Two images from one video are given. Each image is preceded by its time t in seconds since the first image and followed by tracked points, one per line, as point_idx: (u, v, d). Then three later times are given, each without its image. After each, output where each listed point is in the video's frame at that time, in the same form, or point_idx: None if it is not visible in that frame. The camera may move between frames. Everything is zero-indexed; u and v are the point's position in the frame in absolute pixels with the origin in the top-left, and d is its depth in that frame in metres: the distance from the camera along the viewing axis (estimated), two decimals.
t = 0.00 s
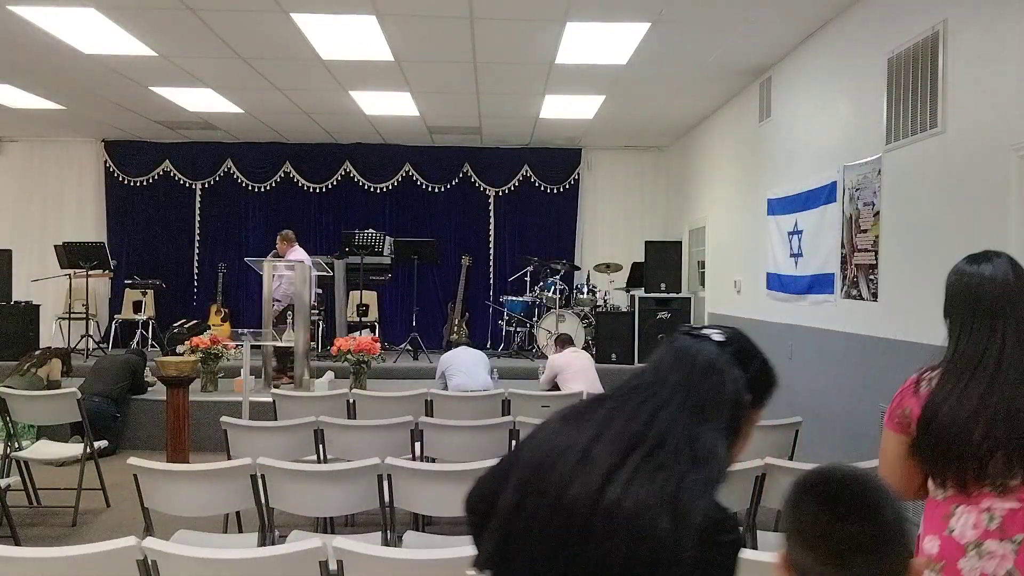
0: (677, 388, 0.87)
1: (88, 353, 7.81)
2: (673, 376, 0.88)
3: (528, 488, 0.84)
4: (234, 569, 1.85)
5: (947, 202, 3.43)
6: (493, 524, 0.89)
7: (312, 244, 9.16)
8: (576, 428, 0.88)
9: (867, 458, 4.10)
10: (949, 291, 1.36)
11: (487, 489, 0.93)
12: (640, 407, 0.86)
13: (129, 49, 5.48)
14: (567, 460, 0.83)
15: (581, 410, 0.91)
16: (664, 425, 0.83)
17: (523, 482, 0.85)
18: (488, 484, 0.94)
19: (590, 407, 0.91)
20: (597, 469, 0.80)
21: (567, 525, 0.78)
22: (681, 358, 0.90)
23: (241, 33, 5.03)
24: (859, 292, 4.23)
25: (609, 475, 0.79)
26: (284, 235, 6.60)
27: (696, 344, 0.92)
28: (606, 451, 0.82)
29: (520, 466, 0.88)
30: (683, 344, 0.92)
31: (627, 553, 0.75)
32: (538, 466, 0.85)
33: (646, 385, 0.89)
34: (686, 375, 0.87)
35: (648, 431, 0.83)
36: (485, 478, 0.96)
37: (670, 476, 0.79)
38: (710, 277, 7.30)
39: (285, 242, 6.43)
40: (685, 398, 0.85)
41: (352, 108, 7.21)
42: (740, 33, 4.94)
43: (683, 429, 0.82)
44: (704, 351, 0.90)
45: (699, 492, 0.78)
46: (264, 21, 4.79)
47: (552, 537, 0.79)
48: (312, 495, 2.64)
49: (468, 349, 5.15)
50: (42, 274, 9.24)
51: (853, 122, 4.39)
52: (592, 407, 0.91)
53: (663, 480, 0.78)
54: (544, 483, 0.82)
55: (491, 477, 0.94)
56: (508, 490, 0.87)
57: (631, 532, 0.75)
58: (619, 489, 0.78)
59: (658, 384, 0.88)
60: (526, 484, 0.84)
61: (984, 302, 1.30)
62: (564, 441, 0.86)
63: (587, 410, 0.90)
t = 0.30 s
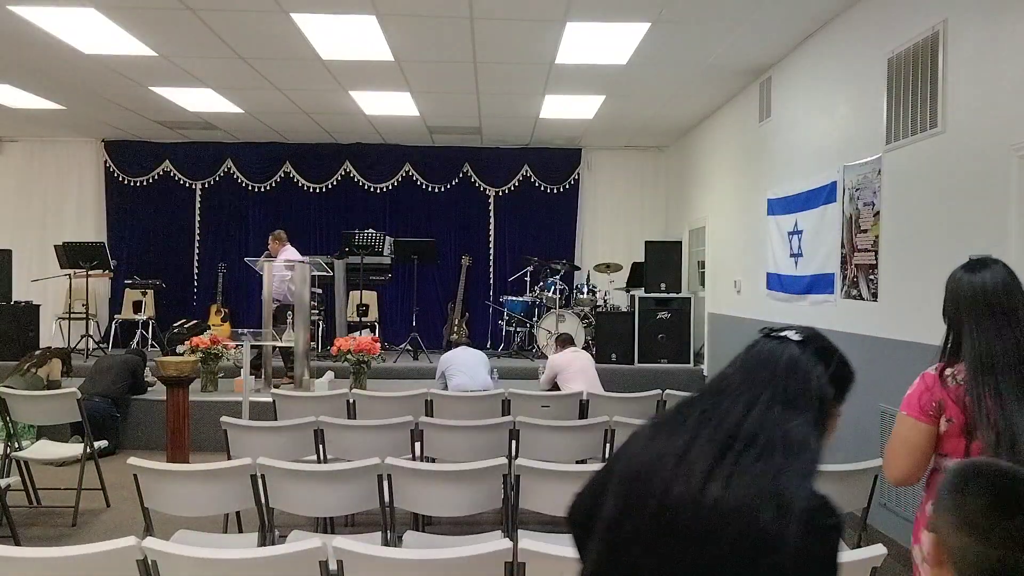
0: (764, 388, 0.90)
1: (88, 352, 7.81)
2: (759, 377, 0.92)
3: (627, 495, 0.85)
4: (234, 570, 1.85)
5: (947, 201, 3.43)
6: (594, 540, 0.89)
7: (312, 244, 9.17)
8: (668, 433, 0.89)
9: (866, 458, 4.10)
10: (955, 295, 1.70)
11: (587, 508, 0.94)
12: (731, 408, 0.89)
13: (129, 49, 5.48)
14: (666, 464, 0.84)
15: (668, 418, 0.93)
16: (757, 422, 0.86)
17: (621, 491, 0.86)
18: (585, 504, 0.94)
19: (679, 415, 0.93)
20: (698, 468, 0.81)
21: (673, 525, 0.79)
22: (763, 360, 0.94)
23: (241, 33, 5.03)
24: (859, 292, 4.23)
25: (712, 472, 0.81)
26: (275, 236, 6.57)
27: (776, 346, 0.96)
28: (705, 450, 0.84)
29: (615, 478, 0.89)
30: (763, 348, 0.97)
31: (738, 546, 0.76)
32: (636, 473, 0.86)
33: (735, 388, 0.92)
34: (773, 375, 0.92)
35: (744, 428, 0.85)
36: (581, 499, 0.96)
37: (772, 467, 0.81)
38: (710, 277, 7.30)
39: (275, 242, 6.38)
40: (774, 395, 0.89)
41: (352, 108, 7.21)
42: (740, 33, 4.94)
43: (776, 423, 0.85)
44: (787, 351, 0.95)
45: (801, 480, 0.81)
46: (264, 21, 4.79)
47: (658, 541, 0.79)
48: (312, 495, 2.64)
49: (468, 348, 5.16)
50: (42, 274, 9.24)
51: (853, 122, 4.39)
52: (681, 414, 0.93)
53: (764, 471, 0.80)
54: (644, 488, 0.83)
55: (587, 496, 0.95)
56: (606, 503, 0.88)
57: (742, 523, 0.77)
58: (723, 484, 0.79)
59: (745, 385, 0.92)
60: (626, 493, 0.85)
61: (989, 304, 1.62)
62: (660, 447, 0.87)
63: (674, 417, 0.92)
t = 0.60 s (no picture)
0: (831, 367, 1.08)
1: (88, 352, 7.81)
2: (824, 360, 1.09)
3: (718, 473, 1.03)
4: (234, 570, 1.85)
5: (947, 201, 3.43)
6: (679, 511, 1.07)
7: (312, 244, 9.17)
8: (746, 416, 1.08)
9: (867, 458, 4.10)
10: (917, 294, 1.65)
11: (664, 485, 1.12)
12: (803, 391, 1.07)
13: (129, 49, 5.48)
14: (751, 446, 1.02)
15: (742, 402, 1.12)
16: (830, 399, 1.04)
17: (708, 469, 1.04)
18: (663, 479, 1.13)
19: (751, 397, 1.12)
20: (785, 450, 1.00)
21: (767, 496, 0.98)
22: (827, 342, 1.11)
23: (241, 33, 5.03)
24: (859, 292, 4.23)
25: (796, 450, 1.00)
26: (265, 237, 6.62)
27: (833, 329, 1.14)
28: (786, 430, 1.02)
29: (699, 456, 1.08)
30: (823, 331, 1.14)
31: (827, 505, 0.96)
32: (725, 453, 1.04)
33: (802, 370, 1.10)
34: (838, 354, 1.09)
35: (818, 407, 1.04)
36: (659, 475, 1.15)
37: (848, 437, 1.00)
38: (710, 277, 7.30)
39: (263, 241, 6.42)
40: (841, 374, 1.06)
41: (352, 108, 7.21)
42: (740, 34, 4.95)
43: (847, 397, 1.03)
44: (844, 332, 1.11)
45: (876, 446, 1.00)
46: (264, 21, 4.79)
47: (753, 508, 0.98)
48: (312, 495, 2.64)
49: (468, 348, 5.15)
50: (42, 274, 9.23)
51: (853, 122, 4.39)
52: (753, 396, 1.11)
53: (845, 443, 0.99)
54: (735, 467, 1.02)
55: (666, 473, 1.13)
56: (694, 477, 1.06)
57: (829, 489, 0.96)
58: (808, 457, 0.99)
59: (811, 367, 1.10)
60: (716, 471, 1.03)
61: (953, 300, 1.57)
62: (741, 430, 1.06)
63: (750, 399, 1.11)
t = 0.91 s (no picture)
0: (898, 367, 1.05)
1: (88, 352, 7.80)
2: (887, 361, 1.06)
3: (780, 475, 1.02)
4: (234, 571, 1.85)
5: (946, 201, 3.43)
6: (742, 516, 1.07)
7: (312, 244, 9.17)
8: (807, 416, 1.05)
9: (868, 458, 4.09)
10: (921, 306, 1.55)
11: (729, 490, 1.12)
12: (866, 392, 1.04)
13: (129, 49, 5.48)
14: (814, 448, 1.01)
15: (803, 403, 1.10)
16: (901, 400, 1.00)
17: (771, 472, 1.03)
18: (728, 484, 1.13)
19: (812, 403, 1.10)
20: (862, 447, 0.97)
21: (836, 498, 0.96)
22: (895, 345, 1.08)
23: (242, 33, 5.03)
24: (859, 292, 4.23)
25: (863, 450, 0.97)
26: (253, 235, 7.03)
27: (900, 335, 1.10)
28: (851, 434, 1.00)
29: (763, 460, 1.06)
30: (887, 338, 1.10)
31: (898, 507, 0.93)
32: (795, 450, 1.02)
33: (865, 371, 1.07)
34: (903, 357, 1.05)
35: (884, 407, 1.00)
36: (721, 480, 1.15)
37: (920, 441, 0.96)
38: (710, 277, 7.30)
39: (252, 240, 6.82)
40: (909, 376, 1.03)
41: (352, 108, 7.21)
42: (740, 34, 4.95)
43: (919, 398, 1.00)
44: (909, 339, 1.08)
45: (952, 443, 0.96)
46: (264, 21, 4.78)
47: (822, 509, 0.96)
48: (312, 495, 2.64)
49: (468, 348, 5.15)
50: (42, 274, 9.23)
51: (853, 122, 4.39)
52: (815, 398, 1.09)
53: (917, 443, 0.96)
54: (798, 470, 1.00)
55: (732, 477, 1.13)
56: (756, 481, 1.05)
57: (902, 491, 0.94)
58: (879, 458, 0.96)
59: (874, 367, 1.07)
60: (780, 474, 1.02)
61: (944, 311, 1.47)
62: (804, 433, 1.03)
63: (813, 401, 1.08)
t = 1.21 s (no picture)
0: (989, 362, 1.03)
1: (88, 352, 7.81)
2: (975, 358, 1.04)
3: (877, 479, 1.02)
4: (234, 571, 1.85)
5: (946, 201, 3.44)
6: (829, 513, 1.09)
7: (312, 245, 9.17)
8: (896, 419, 1.04)
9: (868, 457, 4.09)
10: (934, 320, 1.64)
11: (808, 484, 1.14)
12: (959, 393, 1.02)
13: (129, 49, 5.49)
14: (912, 454, 1.00)
15: (885, 401, 1.09)
16: (999, 398, 0.99)
17: (861, 476, 1.04)
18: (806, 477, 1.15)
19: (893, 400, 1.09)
20: (969, 446, 0.98)
21: (936, 507, 0.98)
22: (978, 337, 1.06)
23: (241, 33, 5.03)
24: (859, 292, 4.23)
25: (967, 459, 0.97)
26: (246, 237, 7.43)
27: (980, 328, 1.08)
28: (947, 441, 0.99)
29: (849, 459, 1.07)
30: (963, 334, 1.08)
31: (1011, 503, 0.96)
32: (893, 452, 1.02)
33: (950, 368, 1.05)
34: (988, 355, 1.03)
35: (980, 410, 0.99)
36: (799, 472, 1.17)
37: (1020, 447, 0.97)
38: (710, 277, 7.30)
39: (245, 241, 7.21)
40: (997, 369, 1.01)
41: (352, 109, 7.21)
42: (740, 34, 4.95)
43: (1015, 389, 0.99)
44: (993, 335, 1.06)
45: None
46: (264, 22, 4.79)
47: (934, 510, 0.98)
48: (312, 495, 2.64)
49: (468, 348, 5.15)
50: (42, 274, 9.23)
51: (853, 123, 4.39)
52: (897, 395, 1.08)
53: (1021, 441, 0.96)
54: (894, 477, 1.01)
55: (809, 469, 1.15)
56: (846, 480, 1.06)
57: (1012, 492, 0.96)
58: (982, 470, 0.96)
59: (959, 365, 1.04)
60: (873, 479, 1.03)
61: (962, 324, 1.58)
62: (897, 438, 1.02)
63: (895, 397, 1.07)
